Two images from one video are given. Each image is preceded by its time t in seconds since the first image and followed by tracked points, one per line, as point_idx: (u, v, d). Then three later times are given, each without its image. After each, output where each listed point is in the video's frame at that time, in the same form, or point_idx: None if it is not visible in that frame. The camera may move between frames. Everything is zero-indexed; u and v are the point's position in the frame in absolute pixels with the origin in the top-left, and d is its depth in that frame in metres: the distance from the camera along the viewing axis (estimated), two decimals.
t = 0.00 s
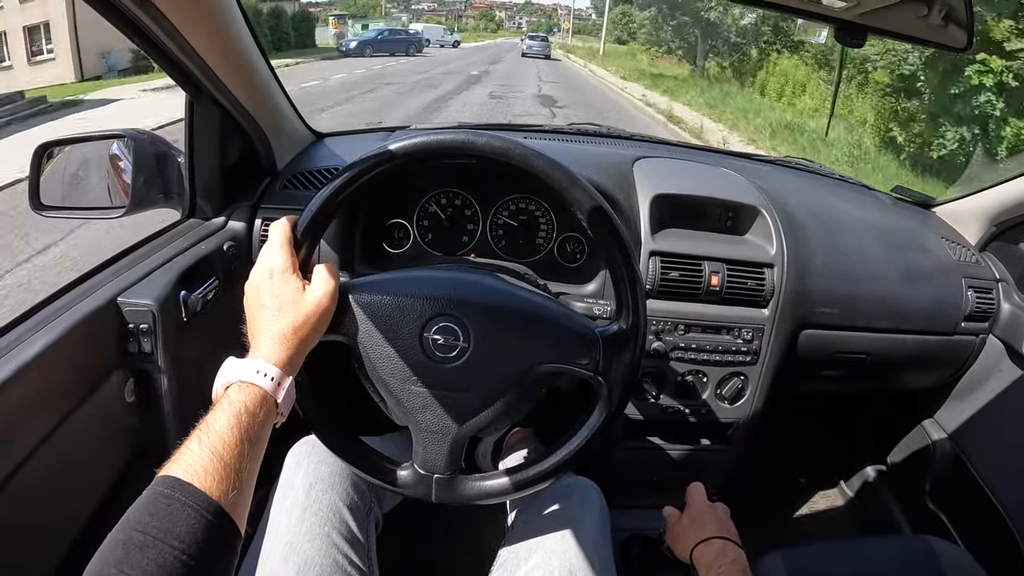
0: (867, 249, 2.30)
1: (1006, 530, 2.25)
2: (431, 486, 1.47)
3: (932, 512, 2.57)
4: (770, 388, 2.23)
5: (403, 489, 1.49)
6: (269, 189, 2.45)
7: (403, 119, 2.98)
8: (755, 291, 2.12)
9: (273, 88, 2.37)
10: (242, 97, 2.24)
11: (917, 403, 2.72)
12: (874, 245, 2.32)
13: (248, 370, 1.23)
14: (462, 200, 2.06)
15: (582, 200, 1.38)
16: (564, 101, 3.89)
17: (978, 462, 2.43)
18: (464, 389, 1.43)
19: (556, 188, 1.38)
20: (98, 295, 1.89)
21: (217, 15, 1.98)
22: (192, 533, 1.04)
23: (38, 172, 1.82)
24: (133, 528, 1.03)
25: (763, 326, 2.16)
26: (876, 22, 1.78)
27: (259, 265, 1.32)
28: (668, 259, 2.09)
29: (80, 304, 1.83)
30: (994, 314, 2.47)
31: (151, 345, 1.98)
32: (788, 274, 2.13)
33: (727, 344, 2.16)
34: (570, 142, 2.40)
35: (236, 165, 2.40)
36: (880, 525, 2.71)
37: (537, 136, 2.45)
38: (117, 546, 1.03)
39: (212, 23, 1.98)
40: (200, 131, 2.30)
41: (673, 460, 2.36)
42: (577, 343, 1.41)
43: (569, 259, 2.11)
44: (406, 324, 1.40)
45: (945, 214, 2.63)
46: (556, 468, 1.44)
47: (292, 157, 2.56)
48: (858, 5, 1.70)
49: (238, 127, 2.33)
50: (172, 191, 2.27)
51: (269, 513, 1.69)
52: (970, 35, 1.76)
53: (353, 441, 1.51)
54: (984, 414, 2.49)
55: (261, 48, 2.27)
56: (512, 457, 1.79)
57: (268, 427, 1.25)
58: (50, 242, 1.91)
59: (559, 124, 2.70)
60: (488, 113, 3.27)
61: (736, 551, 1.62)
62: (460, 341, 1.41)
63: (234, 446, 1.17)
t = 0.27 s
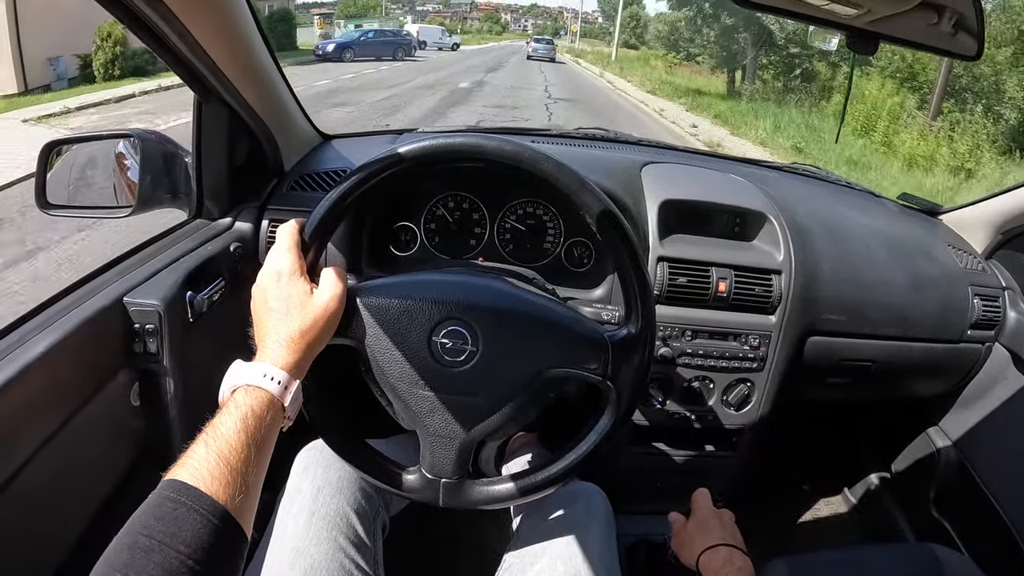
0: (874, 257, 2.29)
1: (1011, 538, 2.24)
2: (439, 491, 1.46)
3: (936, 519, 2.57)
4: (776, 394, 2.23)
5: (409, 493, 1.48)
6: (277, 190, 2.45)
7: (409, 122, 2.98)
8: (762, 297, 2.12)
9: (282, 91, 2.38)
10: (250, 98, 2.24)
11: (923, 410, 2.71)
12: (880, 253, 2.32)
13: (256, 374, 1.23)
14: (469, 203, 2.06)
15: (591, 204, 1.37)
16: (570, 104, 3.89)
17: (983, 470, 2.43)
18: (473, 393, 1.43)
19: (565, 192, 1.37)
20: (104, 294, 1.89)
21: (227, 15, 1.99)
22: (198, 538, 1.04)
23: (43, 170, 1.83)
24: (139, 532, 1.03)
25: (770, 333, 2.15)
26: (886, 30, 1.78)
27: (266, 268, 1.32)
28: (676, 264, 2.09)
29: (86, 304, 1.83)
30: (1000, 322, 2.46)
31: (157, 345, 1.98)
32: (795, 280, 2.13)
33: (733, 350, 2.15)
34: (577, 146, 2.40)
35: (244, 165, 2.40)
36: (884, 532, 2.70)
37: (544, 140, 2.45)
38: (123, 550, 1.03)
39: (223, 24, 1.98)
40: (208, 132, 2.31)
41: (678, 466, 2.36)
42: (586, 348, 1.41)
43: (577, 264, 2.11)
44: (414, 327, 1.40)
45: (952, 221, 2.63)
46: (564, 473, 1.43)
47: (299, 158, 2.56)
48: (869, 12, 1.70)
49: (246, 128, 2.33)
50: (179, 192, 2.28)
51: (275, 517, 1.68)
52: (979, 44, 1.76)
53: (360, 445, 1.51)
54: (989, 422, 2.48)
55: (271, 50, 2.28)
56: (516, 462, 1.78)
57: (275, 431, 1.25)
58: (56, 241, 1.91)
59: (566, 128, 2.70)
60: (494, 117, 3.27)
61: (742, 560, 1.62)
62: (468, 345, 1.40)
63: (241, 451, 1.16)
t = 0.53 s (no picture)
0: (880, 268, 2.31)
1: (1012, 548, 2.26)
2: (451, 497, 1.48)
3: (937, 528, 2.58)
4: (781, 403, 2.24)
5: (420, 498, 1.50)
6: (287, 194, 2.47)
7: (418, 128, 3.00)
8: (769, 307, 2.14)
9: (296, 97, 2.41)
10: (262, 103, 2.26)
11: (926, 420, 2.71)
12: (886, 264, 2.33)
13: (270, 380, 1.25)
14: (479, 209, 2.08)
15: (604, 214, 1.39)
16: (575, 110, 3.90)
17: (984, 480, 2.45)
18: (485, 400, 1.45)
19: (579, 202, 1.39)
20: (116, 296, 1.90)
21: (242, 20, 2.01)
22: (214, 543, 1.06)
23: (55, 169, 1.84)
24: (156, 537, 1.04)
25: (776, 342, 2.17)
26: (896, 46, 1.80)
27: (281, 274, 1.34)
28: (684, 274, 2.11)
29: (98, 306, 1.85)
30: (1003, 334, 2.48)
31: (168, 347, 1.99)
32: (802, 291, 2.15)
33: (740, 359, 2.17)
34: (586, 154, 2.42)
35: (254, 169, 2.42)
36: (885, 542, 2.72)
37: (553, 148, 2.47)
38: (140, 554, 1.04)
39: (238, 31, 2.01)
40: (220, 136, 2.33)
41: (683, 472, 2.38)
42: (597, 356, 1.43)
43: (585, 272, 2.13)
44: (428, 335, 1.41)
45: (956, 232, 2.65)
46: (574, 480, 1.45)
47: (309, 163, 2.57)
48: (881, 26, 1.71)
49: (258, 132, 2.35)
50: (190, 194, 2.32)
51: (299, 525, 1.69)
52: (988, 60, 1.79)
53: (372, 450, 1.53)
54: (991, 433, 2.50)
55: (285, 56, 2.31)
56: (519, 469, 1.79)
57: (289, 436, 1.26)
58: (69, 243, 1.92)
59: (574, 135, 2.71)
60: (501, 123, 3.29)
61: (749, 570, 1.64)
62: (481, 353, 1.42)
63: (256, 456, 1.18)
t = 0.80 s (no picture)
0: (887, 275, 2.31)
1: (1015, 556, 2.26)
2: (459, 499, 1.48)
3: (940, 536, 2.58)
4: (787, 409, 2.24)
5: (428, 500, 1.50)
6: (296, 193, 2.47)
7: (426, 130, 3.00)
8: (776, 313, 2.14)
9: (307, 97, 2.41)
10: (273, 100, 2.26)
11: (927, 428, 2.72)
12: (893, 272, 2.33)
13: (280, 381, 1.24)
14: (488, 211, 2.08)
15: (617, 217, 1.38)
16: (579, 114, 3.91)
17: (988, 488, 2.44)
18: (496, 402, 1.44)
19: (591, 205, 1.38)
20: (123, 293, 1.90)
21: (256, 17, 2.01)
22: (222, 546, 1.05)
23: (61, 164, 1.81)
24: (163, 539, 1.04)
25: (783, 347, 2.17)
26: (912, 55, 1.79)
27: (291, 275, 1.34)
28: (693, 279, 2.11)
29: (105, 302, 1.85)
30: (1008, 342, 2.48)
31: (174, 345, 1.99)
32: (809, 296, 2.15)
33: (747, 364, 2.17)
34: (595, 158, 2.43)
35: (263, 167, 2.42)
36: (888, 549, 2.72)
37: (562, 150, 2.48)
38: (148, 556, 1.04)
39: (251, 29, 2.01)
40: (229, 133, 2.33)
41: (688, 476, 2.38)
42: (608, 360, 1.43)
43: (593, 275, 2.13)
44: (440, 336, 1.41)
45: (962, 240, 2.65)
46: (584, 483, 1.45)
47: (317, 162, 2.58)
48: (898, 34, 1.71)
49: (269, 131, 2.35)
50: (197, 191, 2.31)
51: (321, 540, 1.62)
52: (1001, 70, 1.79)
53: (381, 451, 1.53)
54: (995, 441, 2.50)
55: (297, 55, 2.31)
56: (521, 473, 1.79)
57: (298, 437, 1.26)
58: (77, 240, 1.92)
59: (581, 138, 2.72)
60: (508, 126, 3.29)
61: None
62: (492, 355, 1.42)
63: (265, 458, 1.18)
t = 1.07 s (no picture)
0: (887, 283, 2.32)
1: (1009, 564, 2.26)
2: (458, 500, 1.49)
3: (936, 543, 2.58)
4: (786, 415, 2.25)
5: (428, 501, 1.51)
6: (299, 191, 2.48)
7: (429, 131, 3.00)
8: (776, 318, 2.14)
9: (312, 96, 2.42)
10: (279, 98, 2.26)
11: (923, 435, 2.73)
12: (893, 279, 2.34)
13: (281, 380, 1.25)
14: (491, 213, 2.09)
15: (619, 221, 1.39)
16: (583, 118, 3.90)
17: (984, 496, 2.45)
18: (497, 404, 1.45)
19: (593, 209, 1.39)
20: (125, 289, 1.91)
21: (265, 14, 2.02)
22: (222, 544, 1.06)
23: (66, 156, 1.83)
24: (164, 537, 1.05)
25: (783, 353, 2.17)
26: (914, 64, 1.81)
27: (294, 275, 1.35)
28: (694, 283, 2.11)
29: (107, 298, 1.85)
30: (1007, 351, 2.49)
31: (176, 342, 2.00)
32: (809, 303, 2.15)
33: (747, 369, 2.17)
34: (598, 161, 2.44)
35: (267, 165, 2.43)
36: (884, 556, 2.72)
37: (565, 153, 2.48)
38: (148, 553, 1.04)
39: (258, 29, 2.02)
40: (233, 131, 2.33)
41: (686, 480, 2.38)
42: (608, 363, 1.43)
43: (595, 278, 2.13)
44: (441, 337, 1.42)
45: (963, 248, 2.65)
46: (583, 485, 1.45)
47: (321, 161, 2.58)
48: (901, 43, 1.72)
49: (273, 129, 2.36)
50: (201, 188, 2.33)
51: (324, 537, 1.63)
52: (1004, 80, 1.79)
53: (381, 451, 1.53)
54: (992, 449, 2.50)
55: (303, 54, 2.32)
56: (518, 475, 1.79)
57: (299, 437, 1.27)
58: (80, 235, 1.92)
59: (585, 142, 2.72)
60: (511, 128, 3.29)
61: None
62: (493, 357, 1.43)
63: (266, 457, 1.19)
